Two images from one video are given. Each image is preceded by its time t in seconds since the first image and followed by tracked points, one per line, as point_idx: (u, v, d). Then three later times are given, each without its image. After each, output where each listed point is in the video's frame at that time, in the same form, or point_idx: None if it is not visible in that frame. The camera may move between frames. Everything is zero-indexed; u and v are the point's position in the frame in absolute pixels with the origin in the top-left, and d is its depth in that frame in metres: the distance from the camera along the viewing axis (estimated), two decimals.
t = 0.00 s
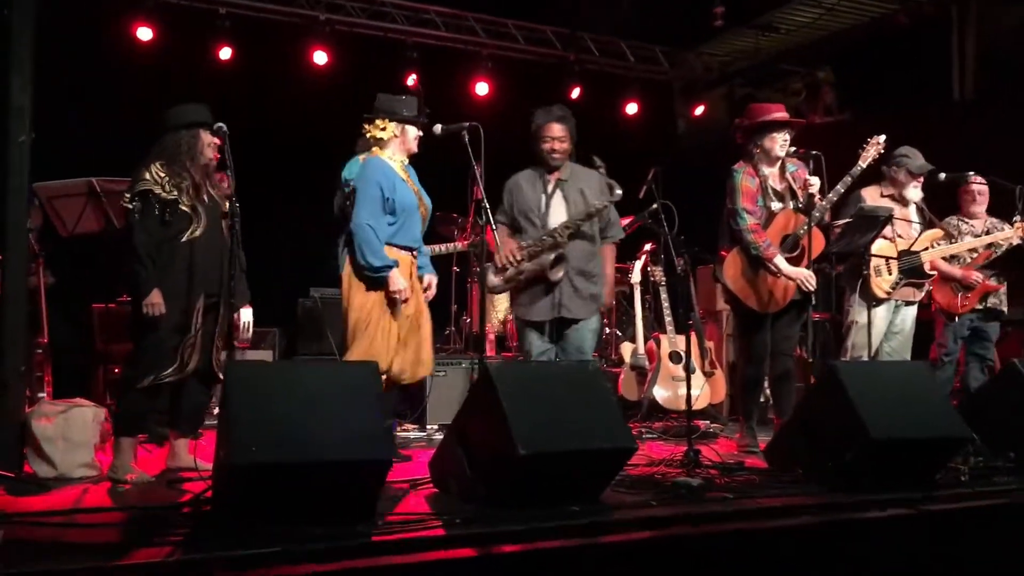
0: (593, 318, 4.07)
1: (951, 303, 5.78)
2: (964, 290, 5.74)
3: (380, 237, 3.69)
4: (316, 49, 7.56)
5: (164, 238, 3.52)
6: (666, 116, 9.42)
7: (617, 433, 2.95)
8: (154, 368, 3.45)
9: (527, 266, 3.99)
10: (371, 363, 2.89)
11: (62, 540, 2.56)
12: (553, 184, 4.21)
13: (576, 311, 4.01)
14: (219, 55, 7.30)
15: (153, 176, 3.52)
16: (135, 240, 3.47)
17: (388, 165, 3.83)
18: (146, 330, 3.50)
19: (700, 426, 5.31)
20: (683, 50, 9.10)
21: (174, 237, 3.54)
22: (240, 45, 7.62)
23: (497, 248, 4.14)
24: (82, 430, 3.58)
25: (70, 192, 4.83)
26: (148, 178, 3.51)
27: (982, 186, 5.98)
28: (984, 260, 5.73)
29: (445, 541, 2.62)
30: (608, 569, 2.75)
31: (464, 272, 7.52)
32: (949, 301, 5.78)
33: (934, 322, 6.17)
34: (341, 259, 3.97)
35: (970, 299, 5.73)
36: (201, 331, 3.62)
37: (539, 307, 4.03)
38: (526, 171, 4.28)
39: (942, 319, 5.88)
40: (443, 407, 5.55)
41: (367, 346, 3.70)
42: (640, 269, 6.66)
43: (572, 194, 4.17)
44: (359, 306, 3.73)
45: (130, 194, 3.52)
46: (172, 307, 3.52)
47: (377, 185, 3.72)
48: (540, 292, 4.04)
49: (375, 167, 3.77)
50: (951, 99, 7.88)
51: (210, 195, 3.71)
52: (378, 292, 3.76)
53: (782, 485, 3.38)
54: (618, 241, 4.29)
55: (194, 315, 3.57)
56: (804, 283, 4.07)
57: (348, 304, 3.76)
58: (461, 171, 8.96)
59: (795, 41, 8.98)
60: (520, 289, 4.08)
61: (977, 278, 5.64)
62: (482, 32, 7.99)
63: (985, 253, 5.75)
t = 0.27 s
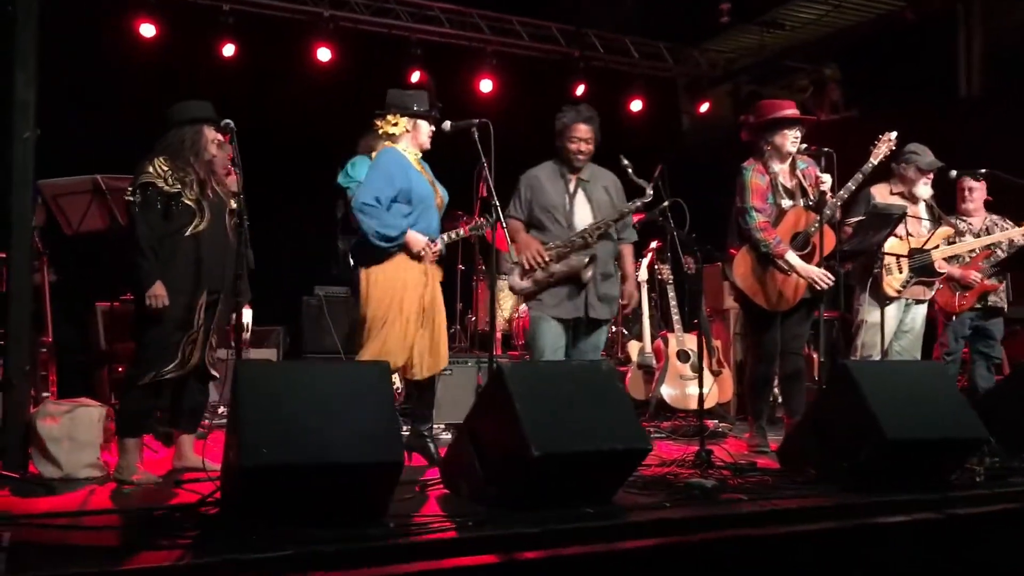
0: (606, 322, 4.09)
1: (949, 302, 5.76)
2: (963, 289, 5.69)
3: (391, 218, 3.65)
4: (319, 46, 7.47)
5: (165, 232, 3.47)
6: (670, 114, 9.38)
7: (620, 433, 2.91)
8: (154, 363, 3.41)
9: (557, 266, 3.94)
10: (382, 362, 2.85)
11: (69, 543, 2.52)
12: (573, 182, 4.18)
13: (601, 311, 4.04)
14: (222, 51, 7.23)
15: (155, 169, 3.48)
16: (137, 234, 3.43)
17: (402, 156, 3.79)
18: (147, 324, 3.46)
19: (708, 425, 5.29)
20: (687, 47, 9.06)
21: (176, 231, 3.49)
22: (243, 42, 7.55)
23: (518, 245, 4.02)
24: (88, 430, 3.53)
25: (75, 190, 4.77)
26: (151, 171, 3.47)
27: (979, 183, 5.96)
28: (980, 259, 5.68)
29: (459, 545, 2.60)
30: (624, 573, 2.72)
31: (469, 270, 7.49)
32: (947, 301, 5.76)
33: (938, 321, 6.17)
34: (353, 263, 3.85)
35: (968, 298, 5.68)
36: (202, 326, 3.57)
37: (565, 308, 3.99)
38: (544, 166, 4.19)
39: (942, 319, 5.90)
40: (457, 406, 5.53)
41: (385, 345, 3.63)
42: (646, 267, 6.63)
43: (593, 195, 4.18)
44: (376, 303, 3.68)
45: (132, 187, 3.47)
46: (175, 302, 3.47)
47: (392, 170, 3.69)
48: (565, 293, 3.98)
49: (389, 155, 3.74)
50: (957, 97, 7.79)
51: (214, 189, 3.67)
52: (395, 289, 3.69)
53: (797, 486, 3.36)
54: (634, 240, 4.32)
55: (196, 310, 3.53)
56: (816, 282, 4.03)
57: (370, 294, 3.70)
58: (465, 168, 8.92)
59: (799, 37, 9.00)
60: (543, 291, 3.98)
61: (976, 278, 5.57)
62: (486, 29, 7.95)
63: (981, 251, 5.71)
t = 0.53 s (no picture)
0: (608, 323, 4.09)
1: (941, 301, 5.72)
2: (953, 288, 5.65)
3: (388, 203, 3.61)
4: (320, 44, 7.42)
5: (166, 229, 3.44)
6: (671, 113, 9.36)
7: (621, 433, 2.88)
8: (150, 364, 3.37)
9: (571, 268, 3.92)
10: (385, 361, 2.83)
11: (69, 544, 2.50)
12: (579, 182, 4.16)
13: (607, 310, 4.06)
14: (222, 50, 7.19)
15: (158, 165, 3.46)
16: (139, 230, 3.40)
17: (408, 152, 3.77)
18: (145, 323, 3.42)
19: (712, 425, 5.27)
20: (689, 46, 9.03)
21: (176, 229, 3.45)
22: (243, 40, 7.49)
23: (527, 248, 3.95)
24: (88, 431, 3.50)
25: (76, 189, 4.75)
26: (153, 167, 3.45)
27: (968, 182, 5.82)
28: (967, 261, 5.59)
29: (462, 545, 2.57)
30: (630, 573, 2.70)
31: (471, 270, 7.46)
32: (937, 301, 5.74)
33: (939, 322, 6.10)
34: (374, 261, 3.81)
35: (958, 297, 5.63)
36: (200, 325, 3.54)
37: (576, 309, 3.97)
38: (549, 160, 4.12)
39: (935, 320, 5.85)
40: (461, 406, 5.50)
41: (398, 344, 3.57)
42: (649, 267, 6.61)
43: (599, 195, 4.18)
44: (392, 298, 3.60)
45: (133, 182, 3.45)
46: (177, 300, 3.44)
47: (393, 163, 3.67)
48: (576, 295, 3.96)
49: (393, 150, 3.75)
50: (959, 95, 7.91)
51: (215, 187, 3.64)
52: (410, 284, 3.62)
53: (802, 486, 3.33)
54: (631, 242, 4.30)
55: (196, 309, 3.50)
56: (819, 281, 4.01)
57: (390, 289, 3.64)
58: (466, 167, 8.90)
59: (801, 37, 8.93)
60: (554, 293, 3.95)
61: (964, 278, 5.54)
62: (487, 28, 7.92)
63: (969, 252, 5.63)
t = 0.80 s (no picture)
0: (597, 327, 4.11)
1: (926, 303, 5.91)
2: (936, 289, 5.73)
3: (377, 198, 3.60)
4: (319, 44, 7.41)
5: (164, 230, 3.43)
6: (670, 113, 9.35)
7: (619, 434, 2.87)
8: (148, 364, 3.36)
9: (562, 272, 3.92)
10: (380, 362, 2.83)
11: (63, 547, 2.49)
12: (572, 184, 4.18)
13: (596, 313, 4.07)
14: (221, 50, 7.18)
15: (154, 165, 3.45)
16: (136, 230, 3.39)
17: (406, 153, 3.76)
18: (147, 324, 3.42)
19: (711, 426, 5.26)
20: (688, 46, 9.00)
21: (174, 229, 3.45)
22: (242, 41, 7.50)
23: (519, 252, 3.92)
24: (84, 433, 3.51)
25: (73, 189, 4.74)
26: (149, 167, 3.44)
27: (954, 184, 5.85)
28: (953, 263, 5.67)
29: (459, 548, 2.55)
30: None
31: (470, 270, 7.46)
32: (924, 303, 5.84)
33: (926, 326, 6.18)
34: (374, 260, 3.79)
35: (942, 298, 5.72)
36: (198, 325, 3.53)
37: (565, 314, 3.97)
38: (542, 158, 4.10)
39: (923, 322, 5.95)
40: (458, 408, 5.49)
41: (393, 346, 3.55)
42: (647, 267, 6.60)
43: (590, 198, 4.24)
44: (391, 302, 3.58)
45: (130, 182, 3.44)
46: (175, 300, 3.43)
47: (387, 162, 3.67)
48: (564, 300, 3.97)
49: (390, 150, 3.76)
50: (959, 95, 7.90)
51: (212, 188, 3.64)
52: (406, 285, 3.59)
53: (801, 487, 3.32)
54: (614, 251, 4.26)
55: (194, 309, 3.49)
56: (819, 281, 4.00)
57: (387, 291, 3.60)
58: (465, 167, 8.90)
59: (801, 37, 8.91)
60: (544, 298, 3.94)
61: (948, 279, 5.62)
62: (486, 28, 7.90)
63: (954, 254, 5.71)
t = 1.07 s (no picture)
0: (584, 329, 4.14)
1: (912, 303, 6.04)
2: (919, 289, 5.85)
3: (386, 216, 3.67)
4: (317, 46, 7.43)
5: (161, 232, 3.44)
6: (668, 114, 9.36)
7: (614, 435, 2.89)
8: (146, 366, 3.39)
9: (546, 275, 3.96)
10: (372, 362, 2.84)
11: (58, 548, 2.50)
12: (559, 186, 4.21)
13: (581, 316, 4.10)
14: (218, 52, 7.18)
15: (149, 169, 3.46)
16: (133, 233, 3.40)
17: (396, 155, 3.77)
18: (147, 327, 3.42)
19: (706, 426, 5.27)
20: (686, 47, 9.01)
21: (171, 231, 3.46)
22: (240, 43, 7.50)
23: (506, 253, 3.89)
24: (81, 433, 3.52)
25: (68, 191, 4.75)
26: (145, 171, 3.45)
27: (941, 187, 5.92)
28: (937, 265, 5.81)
29: (453, 548, 2.57)
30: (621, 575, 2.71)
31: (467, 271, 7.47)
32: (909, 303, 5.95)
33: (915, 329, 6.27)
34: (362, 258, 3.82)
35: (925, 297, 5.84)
36: (196, 327, 3.55)
37: (550, 317, 4.01)
38: (528, 159, 4.12)
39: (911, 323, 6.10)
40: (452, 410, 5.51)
41: (381, 346, 3.59)
42: (644, 268, 6.61)
43: (576, 199, 4.28)
44: (378, 301, 3.62)
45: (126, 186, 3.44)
46: (171, 303, 3.45)
47: (378, 168, 3.71)
48: (549, 303, 4.01)
49: (381, 154, 3.79)
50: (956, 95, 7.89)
51: (207, 191, 3.65)
52: (393, 285, 3.63)
53: (795, 487, 3.34)
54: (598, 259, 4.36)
55: (191, 311, 3.51)
56: (812, 283, 4.01)
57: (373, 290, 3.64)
58: (463, 168, 8.93)
59: (800, 37, 8.89)
60: (529, 300, 3.97)
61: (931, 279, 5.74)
62: (484, 29, 7.90)
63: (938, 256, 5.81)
